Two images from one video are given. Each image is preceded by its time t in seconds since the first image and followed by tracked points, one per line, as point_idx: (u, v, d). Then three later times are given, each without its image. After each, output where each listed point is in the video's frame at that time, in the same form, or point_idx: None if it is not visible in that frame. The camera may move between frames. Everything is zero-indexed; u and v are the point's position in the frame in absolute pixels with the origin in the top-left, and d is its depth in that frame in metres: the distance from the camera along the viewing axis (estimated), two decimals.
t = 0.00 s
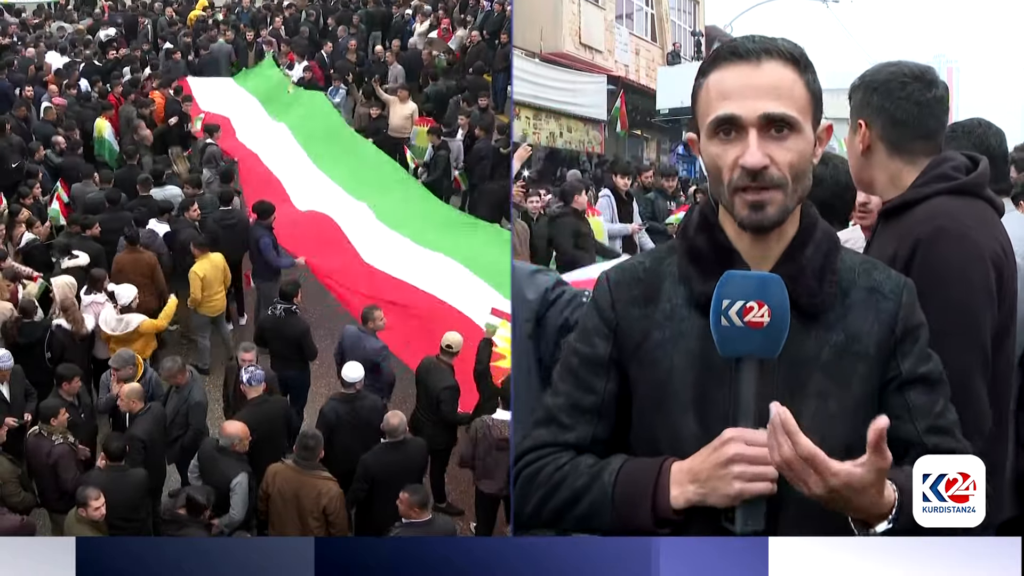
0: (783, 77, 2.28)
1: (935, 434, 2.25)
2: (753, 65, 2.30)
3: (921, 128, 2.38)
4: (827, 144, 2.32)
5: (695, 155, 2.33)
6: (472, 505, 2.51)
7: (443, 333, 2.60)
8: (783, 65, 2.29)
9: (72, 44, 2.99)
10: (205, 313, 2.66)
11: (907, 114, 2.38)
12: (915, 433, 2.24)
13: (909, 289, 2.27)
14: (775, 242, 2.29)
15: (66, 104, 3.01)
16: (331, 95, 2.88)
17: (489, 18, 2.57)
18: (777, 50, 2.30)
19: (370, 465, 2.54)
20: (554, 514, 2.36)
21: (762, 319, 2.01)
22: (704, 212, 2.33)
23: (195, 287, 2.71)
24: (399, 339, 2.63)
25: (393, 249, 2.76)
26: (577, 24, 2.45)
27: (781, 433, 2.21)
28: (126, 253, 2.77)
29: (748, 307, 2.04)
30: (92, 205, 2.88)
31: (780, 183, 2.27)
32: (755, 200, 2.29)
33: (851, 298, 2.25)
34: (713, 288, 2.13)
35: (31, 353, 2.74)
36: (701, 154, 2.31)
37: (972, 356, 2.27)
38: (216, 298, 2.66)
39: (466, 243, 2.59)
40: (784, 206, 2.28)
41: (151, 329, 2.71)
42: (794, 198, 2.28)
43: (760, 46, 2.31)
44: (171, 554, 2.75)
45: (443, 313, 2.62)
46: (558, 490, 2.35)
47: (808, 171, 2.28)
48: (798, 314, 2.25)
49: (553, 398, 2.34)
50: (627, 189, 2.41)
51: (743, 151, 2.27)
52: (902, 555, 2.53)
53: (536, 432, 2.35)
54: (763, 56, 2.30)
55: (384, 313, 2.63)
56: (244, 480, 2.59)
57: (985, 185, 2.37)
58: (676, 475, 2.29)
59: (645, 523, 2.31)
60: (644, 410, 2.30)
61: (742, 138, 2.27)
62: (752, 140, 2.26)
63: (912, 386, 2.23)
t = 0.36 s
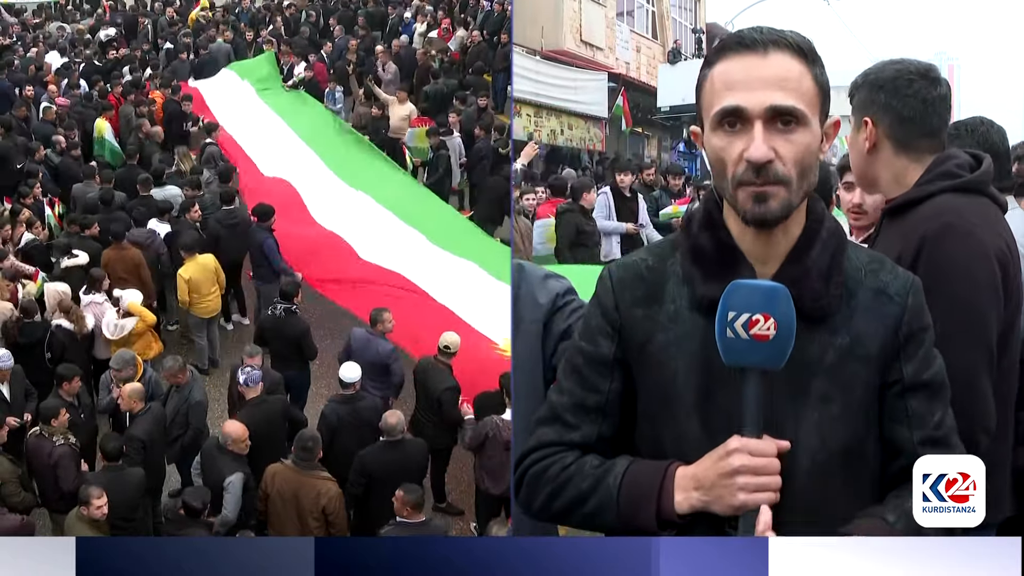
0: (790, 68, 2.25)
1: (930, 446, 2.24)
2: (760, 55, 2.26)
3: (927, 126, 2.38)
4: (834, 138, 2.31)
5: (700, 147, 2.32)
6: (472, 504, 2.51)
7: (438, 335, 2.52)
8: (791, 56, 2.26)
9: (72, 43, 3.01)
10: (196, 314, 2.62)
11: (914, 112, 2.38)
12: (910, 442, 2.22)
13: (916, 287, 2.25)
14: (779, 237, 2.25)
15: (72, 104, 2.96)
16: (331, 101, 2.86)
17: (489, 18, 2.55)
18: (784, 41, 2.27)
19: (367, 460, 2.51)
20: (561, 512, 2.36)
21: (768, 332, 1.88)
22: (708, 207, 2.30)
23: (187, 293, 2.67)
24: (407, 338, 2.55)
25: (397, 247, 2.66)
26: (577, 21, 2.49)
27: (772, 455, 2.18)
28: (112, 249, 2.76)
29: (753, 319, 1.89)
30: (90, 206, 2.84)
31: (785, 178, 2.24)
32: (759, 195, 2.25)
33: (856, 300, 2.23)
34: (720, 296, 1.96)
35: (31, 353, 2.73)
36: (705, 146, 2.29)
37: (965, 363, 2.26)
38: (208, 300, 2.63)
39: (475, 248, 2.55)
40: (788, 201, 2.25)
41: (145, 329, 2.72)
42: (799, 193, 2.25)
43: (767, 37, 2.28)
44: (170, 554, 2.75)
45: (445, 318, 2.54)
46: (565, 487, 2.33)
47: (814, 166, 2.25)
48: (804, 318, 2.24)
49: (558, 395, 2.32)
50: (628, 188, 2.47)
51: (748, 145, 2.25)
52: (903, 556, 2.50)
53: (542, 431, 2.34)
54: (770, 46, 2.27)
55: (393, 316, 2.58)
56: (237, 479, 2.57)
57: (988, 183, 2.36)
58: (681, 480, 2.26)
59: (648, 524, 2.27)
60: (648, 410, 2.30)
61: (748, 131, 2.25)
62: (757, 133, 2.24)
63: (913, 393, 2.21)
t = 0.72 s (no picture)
0: (799, 74, 2.26)
1: (930, 443, 2.24)
2: (769, 60, 2.26)
3: (927, 126, 2.37)
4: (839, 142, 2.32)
5: (707, 150, 2.31)
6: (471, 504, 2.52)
7: (437, 335, 2.57)
8: (799, 62, 2.27)
9: (72, 44, 2.98)
10: (195, 314, 2.65)
11: (916, 112, 2.37)
12: (909, 439, 2.23)
13: (920, 288, 2.25)
14: (786, 240, 2.26)
15: (73, 104, 2.98)
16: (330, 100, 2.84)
17: (489, 18, 2.58)
18: (793, 47, 2.28)
19: (350, 462, 2.56)
20: (569, 509, 2.35)
21: (778, 332, 1.89)
22: (715, 210, 2.29)
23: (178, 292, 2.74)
24: (410, 338, 2.59)
25: (396, 246, 2.69)
26: (577, 21, 2.49)
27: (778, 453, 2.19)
28: (108, 250, 2.76)
29: (763, 319, 1.90)
30: (89, 204, 2.84)
31: (793, 183, 2.24)
32: (767, 200, 2.25)
33: (860, 301, 2.24)
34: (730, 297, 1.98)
35: (31, 352, 2.73)
36: (713, 150, 2.28)
37: (965, 364, 2.25)
38: (206, 302, 2.66)
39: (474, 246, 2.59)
40: (796, 207, 2.25)
41: (146, 331, 2.72)
42: (806, 197, 2.26)
43: (776, 42, 2.29)
44: (171, 553, 2.75)
45: (445, 317, 2.58)
46: (573, 484, 2.33)
47: (820, 171, 2.26)
48: (809, 317, 2.24)
49: (565, 392, 2.32)
50: (626, 187, 2.47)
51: (757, 148, 2.24)
52: (901, 556, 2.51)
53: (550, 427, 2.34)
54: (779, 51, 2.27)
55: (398, 316, 2.61)
56: (231, 477, 2.58)
57: (991, 181, 2.33)
58: (689, 476, 2.27)
59: (657, 522, 2.28)
60: (655, 406, 2.28)
61: (757, 135, 2.24)
62: (767, 137, 2.23)
63: (914, 390, 2.22)
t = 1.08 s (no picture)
0: (800, 68, 2.27)
1: (935, 435, 2.24)
2: (772, 56, 2.28)
3: (928, 126, 2.38)
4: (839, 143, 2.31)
5: (711, 151, 2.31)
6: (470, 504, 2.52)
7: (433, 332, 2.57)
8: (800, 59, 2.29)
9: (71, 43, 3.02)
10: (197, 312, 2.68)
11: (916, 112, 2.38)
12: (916, 430, 2.23)
13: (923, 284, 2.26)
14: (788, 234, 2.25)
15: (72, 108, 2.97)
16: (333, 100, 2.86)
17: (490, 18, 2.59)
18: (795, 45, 2.31)
19: (342, 461, 2.57)
20: (572, 501, 2.35)
21: (780, 322, 1.88)
22: (720, 206, 2.29)
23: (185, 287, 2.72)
24: (411, 337, 2.58)
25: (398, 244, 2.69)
26: (579, 22, 2.51)
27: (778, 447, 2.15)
28: (114, 249, 2.76)
29: (766, 310, 1.90)
30: (89, 205, 2.84)
31: (796, 173, 2.24)
32: (771, 191, 2.24)
33: (864, 296, 2.25)
34: (734, 289, 1.99)
35: (30, 353, 2.73)
36: (717, 144, 2.27)
37: (979, 357, 2.26)
38: (211, 299, 2.68)
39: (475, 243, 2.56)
40: (799, 198, 2.24)
41: (149, 331, 2.71)
42: (809, 189, 2.25)
43: (778, 41, 2.31)
44: (171, 554, 2.77)
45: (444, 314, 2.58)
46: (576, 476, 2.32)
47: (823, 163, 2.26)
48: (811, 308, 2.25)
49: (570, 386, 2.31)
50: (621, 186, 2.48)
51: (760, 138, 2.23)
52: (903, 555, 2.51)
53: (554, 421, 2.34)
54: (781, 49, 2.29)
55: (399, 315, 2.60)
56: (230, 476, 2.60)
57: (992, 181, 2.34)
58: (691, 468, 2.25)
59: (659, 515, 2.28)
60: (657, 402, 2.29)
61: (760, 126, 2.24)
62: (770, 128, 2.23)
63: (920, 383, 2.22)
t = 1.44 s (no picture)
0: (798, 76, 2.28)
1: (931, 441, 2.26)
2: (768, 62, 2.29)
3: (920, 126, 2.39)
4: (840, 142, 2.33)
5: (710, 151, 2.33)
6: (469, 503, 2.54)
7: (432, 332, 2.59)
8: (797, 64, 2.28)
9: (72, 43, 3.01)
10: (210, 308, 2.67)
11: (906, 113, 2.39)
12: (913, 437, 2.24)
13: (921, 286, 2.27)
14: (786, 237, 2.29)
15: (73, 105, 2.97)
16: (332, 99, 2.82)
17: (490, 18, 2.61)
18: (791, 48, 2.30)
19: (340, 458, 2.58)
20: (572, 501, 2.38)
21: (777, 322, 1.88)
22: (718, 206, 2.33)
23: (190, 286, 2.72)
24: (412, 338, 2.60)
25: (399, 244, 2.69)
26: (579, 22, 2.51)
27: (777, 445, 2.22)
28: (132, 250, 2.78)
29: (762, 311, 1.90)
30: (89, 205, 2.84)
31: (791, 182, 2.27)
32: (765, 198, 2.28)
33: (862, 298, 2.25)
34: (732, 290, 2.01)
35: (30, 353, 2.74)
36: (715, 150, 2.30)
37: (977, 361, 2.27)
38: (223, 295, 2.68)
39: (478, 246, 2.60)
40: (794, 204, 2.28)
41: (152, 329, 2.73)
42: (804, 195, 2.27)
43: (775, 44, 2.31)
44: (170, 554, 2.77)
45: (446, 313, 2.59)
46: (576, 476, 2.35)
47: (820, 169, 2.27)
48: (809, 310, 2.26)
49: (570, 387, 2.35)
50: (626, 188, 2.46)
51: (756, 147, 2.26)
52: (904, 557, 2.48)
53: (555, 422, 2.37)
54: (777, 53, 2.29)
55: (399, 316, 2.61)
56: (231, 476, 2.60)
57: (986, 181, 2.36)
58: (688, 469, 2.28)
59: (657, 515, 2.31)
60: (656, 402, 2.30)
61: (756, 134, 2.26)
62: (766, 136, 2.25)
63: (916, 390, 2.23)
